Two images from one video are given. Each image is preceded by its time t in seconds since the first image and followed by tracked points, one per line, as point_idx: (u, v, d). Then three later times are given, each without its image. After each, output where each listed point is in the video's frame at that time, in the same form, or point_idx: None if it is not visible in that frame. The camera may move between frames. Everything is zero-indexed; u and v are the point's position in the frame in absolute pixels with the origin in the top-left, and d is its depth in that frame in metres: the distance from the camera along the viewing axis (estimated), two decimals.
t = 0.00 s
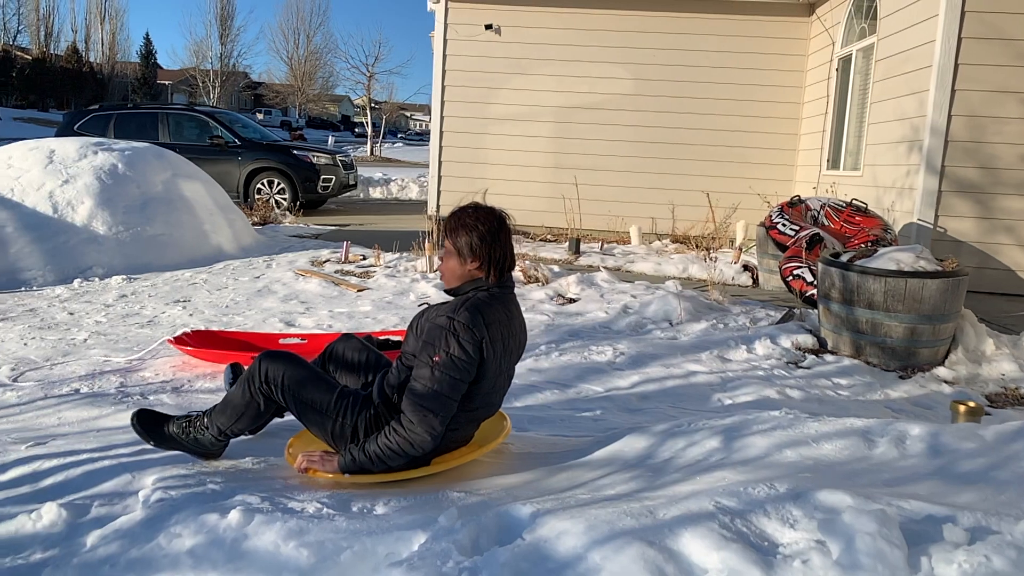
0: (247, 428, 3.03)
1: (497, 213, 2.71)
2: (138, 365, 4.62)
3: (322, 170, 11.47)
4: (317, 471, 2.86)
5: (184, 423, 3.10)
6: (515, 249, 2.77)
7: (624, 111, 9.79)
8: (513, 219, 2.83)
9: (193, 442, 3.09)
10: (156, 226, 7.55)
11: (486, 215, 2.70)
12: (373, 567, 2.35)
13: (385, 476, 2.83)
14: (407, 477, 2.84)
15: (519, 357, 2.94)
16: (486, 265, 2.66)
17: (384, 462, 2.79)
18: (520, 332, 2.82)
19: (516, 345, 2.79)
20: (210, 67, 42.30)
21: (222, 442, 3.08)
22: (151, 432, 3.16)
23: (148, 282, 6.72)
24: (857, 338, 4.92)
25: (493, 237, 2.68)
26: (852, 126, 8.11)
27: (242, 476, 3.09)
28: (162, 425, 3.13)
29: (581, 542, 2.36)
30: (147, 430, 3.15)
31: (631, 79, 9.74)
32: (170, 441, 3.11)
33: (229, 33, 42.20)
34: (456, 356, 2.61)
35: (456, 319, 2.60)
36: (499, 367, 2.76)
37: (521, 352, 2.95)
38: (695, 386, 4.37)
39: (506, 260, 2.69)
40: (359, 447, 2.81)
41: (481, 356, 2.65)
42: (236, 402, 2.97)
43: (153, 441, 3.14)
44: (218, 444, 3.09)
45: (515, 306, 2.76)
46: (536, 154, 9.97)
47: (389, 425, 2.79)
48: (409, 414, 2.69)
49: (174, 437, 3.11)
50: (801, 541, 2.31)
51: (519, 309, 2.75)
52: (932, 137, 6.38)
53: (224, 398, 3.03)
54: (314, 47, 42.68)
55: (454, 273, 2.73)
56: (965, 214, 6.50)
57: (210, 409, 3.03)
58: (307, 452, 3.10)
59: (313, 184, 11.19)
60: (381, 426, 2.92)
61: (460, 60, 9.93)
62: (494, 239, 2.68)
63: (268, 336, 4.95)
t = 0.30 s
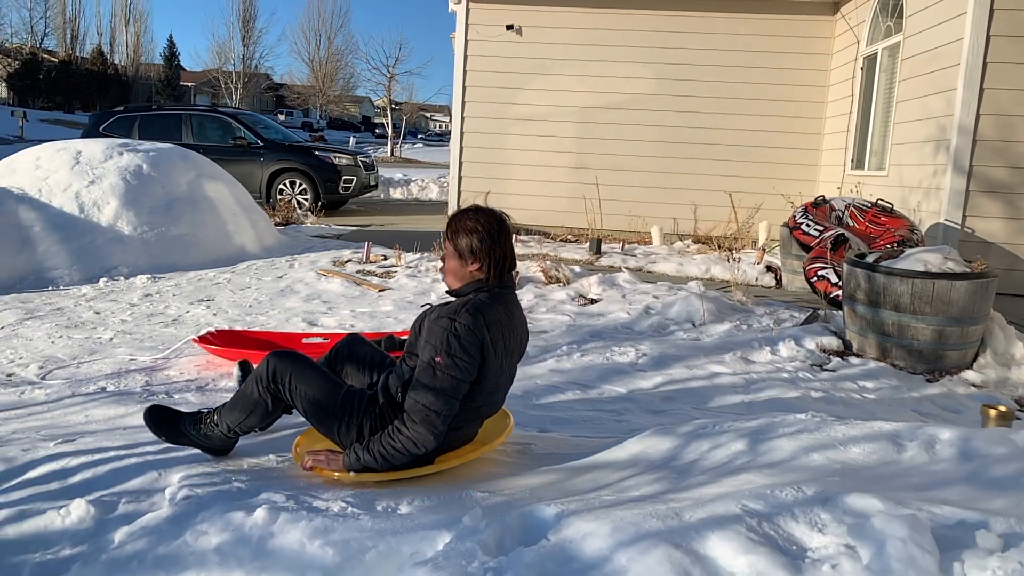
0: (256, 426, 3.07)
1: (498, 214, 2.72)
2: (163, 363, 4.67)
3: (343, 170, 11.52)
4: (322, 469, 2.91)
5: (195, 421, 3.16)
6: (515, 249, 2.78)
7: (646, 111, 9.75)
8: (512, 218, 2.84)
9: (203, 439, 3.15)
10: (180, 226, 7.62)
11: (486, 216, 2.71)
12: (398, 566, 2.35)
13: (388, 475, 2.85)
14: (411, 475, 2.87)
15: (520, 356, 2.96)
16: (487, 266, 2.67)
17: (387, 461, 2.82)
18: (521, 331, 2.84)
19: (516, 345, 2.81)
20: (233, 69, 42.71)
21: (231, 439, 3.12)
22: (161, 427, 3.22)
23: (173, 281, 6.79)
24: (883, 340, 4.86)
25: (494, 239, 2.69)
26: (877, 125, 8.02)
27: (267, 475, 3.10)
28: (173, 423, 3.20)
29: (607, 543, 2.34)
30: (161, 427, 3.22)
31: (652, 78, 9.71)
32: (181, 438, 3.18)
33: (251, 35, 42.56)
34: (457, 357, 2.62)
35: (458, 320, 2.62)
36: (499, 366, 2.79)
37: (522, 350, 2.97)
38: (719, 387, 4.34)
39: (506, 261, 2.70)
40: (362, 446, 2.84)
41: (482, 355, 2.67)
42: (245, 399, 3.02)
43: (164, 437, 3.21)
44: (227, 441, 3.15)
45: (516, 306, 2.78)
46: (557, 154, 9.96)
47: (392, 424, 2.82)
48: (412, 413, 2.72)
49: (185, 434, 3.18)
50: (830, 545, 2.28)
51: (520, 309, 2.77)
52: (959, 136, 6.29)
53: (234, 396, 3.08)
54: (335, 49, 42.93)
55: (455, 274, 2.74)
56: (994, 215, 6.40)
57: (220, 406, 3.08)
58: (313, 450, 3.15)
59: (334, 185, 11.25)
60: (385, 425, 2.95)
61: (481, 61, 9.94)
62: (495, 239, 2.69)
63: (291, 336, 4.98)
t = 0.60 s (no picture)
0: (267, 423, 3.15)
1: (499, 215, 2.78)
2: (190, 361, 4.72)
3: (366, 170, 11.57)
4: (331, 466, 2.97)
5: (208, 416, 3.23)
6: (517, 250, 2.84)
7: (668, 109, 9.70)
8: (514, 220, 2.90)
9: (216, 435, 3.22)
10: (206, 225, 7.70)
11: (488, 217, 2.78)
12: (425, 564, 2.35)
13: (395, 473, 2.89)
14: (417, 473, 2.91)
15: (524, 355, 3.00)
16: (489, 266, 2.73)
17: (394, 458, 2.86)
18: (524, 330, 2.88)
19: (520, 344, 2.86)
20: (256, 69, 43.10)
21: (242, 435, 3.19)
22: (178, 425, 3.25)
23: (199, 280, 6.86)
24: (911, 341, 4.79)
25: (496, 240, 2.75)
26: (904, 122, 7.91)
27: (293, 472, 3.12)
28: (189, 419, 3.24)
29: (634, 543, 2.32)
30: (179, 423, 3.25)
31: (675, 76, 9.65)
32: (196, 434, 3.23)
33: (274, 35, 42.90)
34: (461, 355, 2.67)
35: (461, 319, 2.67)
36: (503, 364, 2.83)
37: (526, 350, 3.01)
38: (744, 388, 4.30)
39: (508, 261, 2.76)
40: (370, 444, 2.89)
41: (486, 354, 2.71)
42: (256, 395, 3.10)
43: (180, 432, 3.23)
44: (241, 436, 3.21)
45: (519, 305, 2.83)
46: (580, 153, 9.93)
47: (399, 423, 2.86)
48: (417, 412, 2.76)
49: (199, 430, 3.23)
50: (861, 549, 2.25)
51: (523, 308, 2.82)
52: (990, 134, 6.18)
53: (245, 392, 3.16)
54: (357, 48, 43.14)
55: (459, 275, 2.80)
56: None
57: (233, 403, 3.15)
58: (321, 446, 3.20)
59: (357, 184, 11.27)
60: (392, 424, 2.99)
61: (503, 60, 9.94)
62: (496, 240, 2.76)
63: (316, 334, 5.01)
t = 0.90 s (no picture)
0: (282, 419, 3.19)
1: (504, 214, 2.78)
2: (220, 358, 4.77)
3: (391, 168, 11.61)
4: (343, 461, 3.00)
5: (225, 413, 3.28)
6: (523, 248, 2.84)
7: (694, 106, 9.63)
8: (519, 217, 2.89)
9: (234, 430, 3.26)
10: (234, 223, 7.77)
11: (493, 216, 2.78)
12: (454, 562, 2.36)
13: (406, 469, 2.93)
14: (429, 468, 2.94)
15: (531, 350, 3.02)
16: (494, 265, 2.74)
17: (405, 454, 2.89)
18: (530, 326, 2.90)
19: (526, 340, 2.87)
20: (282, 68, 43.47)
21: (258, 431, 3.24)
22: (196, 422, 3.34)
23: (227, 278, 6.93)
24: (944, 341, 4.72)
25: (501, 238, 2.75)
26: (936, 118, 7.78)
27: (322, 469, 3.14)
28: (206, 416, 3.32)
29: (666, 544, 2.31)
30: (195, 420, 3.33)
31: (701, 73, 9.58)
32: (214, 430, 3.29)
33: (300, 34, 43.24)
34: (468, 353, 2.69)
35: (467, 318, 2.68)
36: (510, 360, 2.85)
37: (533, 345, 3.02)
38: (773, 388, 4.26)
39: (513, 259, 2.77)
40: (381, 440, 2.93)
41: (493, 351, 2.73)
42: (271, 392, 3.15)
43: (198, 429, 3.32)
44: (258, 430, 3.25)
45: (524, 302, 2.84)
46: (605, 150, 9.89)
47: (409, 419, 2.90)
48: (426, 409, 2.79)
49: (216, 427, 3.29)
50: (897, 552, 2.22)
51: (528, 305, 2.83)
52: None
53: (261, 390, 3.21)
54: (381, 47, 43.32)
55: (465, 273, 2.81)
56: None
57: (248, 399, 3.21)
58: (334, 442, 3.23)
59: (382, 182, 11.31)
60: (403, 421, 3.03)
61: (528, 57, 9.94)
62: (502, 239, 2.76)
63: (344, 332, 5.04)
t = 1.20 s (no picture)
0: (297, 416, 3.29)
1: (508, 215, 2.83)
2: (249, 357, 4.81)
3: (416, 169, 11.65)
4: (356, 456, 3.10)
5: (241, 411, 3.35)
6: (528, 248, 2.90)
7: (721, 105, 9.56)
8: (523, 218, 2.95)
9: (249, 427, 3.34)
10: (263, 223, 7.85)
11: (498, 217, 2.84)
12: (484, 562, 2.36)
13: (418, 467, 3.01)
14: (440, 465, 3.02)
15: (538, 348, 3.07)
16: (500, 265, 2.79)
17: (416, 451, 2.98)
18: (537, 325, 2.95)
19: (532, 338, 2.93)
20: (308, 70, 43.86)
21: (274, 428, 3.33)
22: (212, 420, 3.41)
23: (256, 277, 7.00)
24: (979, 344, 4.63)
25: (506, 239, 2.81)
26: (969, 117, 7.65)
27: (352, 467, 3.15)
28: (222, 413, 3.39)
29: (698, 547, 2.29)
30: (212, 418, 3.40)
31: (728, 72, 9.50)
32: (230, 427, 3.37)
33: (326, 36, 43.58)
34: (475, 352, 2.75)
35: (474, 318, 2.75)
36: (517, 359, 2.90)
37: (540, 343, 3.08)
38: (804, 390, 4.21)
39: (518, 259, 2.82)
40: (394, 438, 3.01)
41: (499, 350, 2.79)
42: (285, 393, 3.23)
43: (216, 426, 3.39)
44: (274, 427, 3.33)
45: (530, 302, 2.90)
46: (631, 150, 9.85)
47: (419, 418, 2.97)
48: (435, 407, 2.86)
49: (233, 423, 3.36)
50: (934, 559, 2.18)
51: (534, 304, 2.88)
52: None
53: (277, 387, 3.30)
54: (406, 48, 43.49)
55: (471, 274, 2.87)
56: None
57: (264, 398, 3.29)
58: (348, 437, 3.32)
59: (407, 182, 11.34)
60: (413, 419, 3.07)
61: (553, 57, 9.94)
62: (507, 240, 2.81)
63: (372, 332, 5.06)
